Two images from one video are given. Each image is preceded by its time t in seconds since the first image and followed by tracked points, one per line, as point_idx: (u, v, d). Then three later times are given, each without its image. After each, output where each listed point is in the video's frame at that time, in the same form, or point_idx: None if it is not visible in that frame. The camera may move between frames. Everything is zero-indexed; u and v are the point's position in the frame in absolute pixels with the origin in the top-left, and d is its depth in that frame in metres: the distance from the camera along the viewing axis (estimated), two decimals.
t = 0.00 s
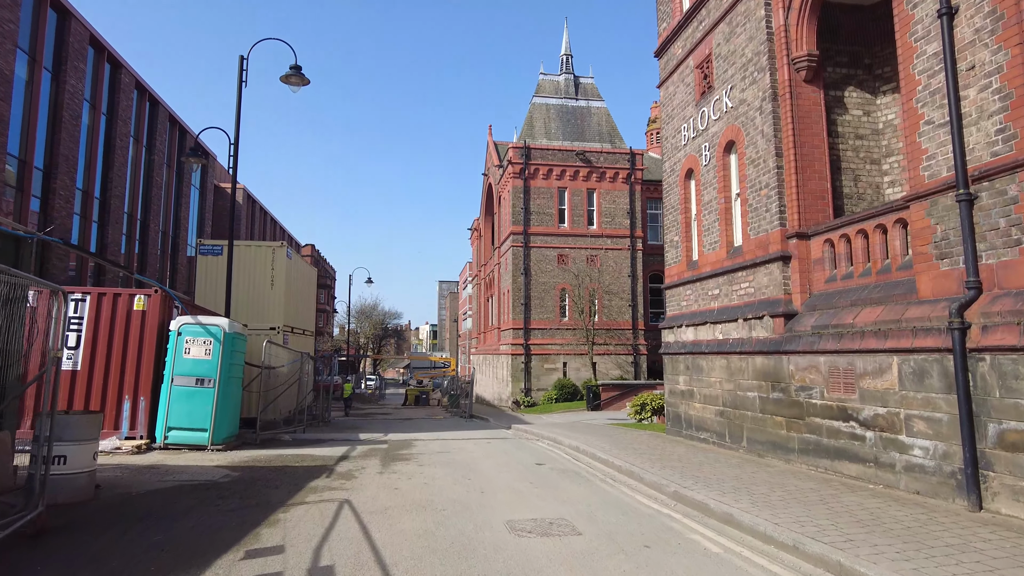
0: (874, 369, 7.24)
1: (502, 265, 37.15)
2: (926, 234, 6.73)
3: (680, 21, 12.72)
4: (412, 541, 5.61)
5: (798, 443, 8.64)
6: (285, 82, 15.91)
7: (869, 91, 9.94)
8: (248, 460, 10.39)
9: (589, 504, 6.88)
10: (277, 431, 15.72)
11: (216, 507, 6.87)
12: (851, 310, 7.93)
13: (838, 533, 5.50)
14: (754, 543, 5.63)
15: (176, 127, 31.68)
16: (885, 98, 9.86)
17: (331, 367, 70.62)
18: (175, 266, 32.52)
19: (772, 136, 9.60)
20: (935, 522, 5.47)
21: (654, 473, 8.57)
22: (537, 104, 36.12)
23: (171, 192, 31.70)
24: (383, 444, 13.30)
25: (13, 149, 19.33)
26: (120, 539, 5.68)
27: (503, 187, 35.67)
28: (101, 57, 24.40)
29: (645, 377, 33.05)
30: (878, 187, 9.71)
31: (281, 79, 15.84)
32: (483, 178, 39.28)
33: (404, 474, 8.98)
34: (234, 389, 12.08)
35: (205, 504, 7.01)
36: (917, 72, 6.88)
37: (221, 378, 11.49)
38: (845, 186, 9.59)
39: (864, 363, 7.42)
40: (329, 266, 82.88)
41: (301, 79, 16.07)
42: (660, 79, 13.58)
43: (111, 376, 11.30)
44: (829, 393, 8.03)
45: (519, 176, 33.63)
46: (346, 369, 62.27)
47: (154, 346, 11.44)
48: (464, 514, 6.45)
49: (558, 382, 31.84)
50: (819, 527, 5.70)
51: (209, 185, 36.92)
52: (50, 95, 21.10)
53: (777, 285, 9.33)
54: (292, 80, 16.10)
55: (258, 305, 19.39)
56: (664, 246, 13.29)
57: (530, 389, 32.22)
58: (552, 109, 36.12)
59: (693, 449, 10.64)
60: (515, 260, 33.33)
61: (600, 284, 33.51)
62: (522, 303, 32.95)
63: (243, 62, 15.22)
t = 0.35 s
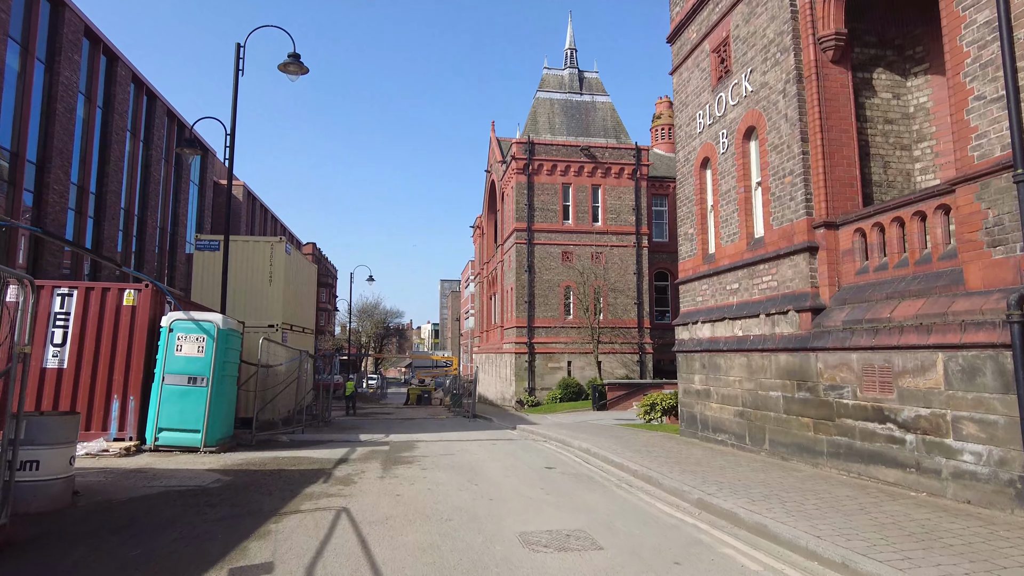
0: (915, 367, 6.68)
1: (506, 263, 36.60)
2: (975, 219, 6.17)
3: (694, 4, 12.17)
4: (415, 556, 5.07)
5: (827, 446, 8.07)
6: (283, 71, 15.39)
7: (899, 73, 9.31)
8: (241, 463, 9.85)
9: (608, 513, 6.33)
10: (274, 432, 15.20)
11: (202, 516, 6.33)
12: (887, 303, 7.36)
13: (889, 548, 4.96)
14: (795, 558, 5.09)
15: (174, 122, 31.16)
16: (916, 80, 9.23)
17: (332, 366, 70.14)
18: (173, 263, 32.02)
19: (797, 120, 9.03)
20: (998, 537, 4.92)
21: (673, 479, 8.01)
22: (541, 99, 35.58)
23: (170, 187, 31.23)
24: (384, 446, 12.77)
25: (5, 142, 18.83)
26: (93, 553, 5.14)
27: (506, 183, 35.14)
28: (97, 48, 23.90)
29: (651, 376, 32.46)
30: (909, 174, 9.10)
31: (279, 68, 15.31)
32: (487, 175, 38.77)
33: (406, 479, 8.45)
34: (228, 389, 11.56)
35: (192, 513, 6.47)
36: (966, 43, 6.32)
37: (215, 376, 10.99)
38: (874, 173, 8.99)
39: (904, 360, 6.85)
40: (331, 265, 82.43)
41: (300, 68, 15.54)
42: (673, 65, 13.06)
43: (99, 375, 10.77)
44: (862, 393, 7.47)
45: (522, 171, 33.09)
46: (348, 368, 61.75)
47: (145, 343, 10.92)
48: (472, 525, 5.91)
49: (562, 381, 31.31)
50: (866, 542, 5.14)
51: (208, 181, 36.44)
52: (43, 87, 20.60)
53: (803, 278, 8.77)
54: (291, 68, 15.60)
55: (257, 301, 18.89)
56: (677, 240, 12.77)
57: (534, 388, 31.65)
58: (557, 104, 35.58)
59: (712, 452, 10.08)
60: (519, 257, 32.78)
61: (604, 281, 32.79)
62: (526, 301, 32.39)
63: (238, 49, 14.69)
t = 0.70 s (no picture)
0: (958, 372, 6.11)
1: (507, 263, 36.06)
2: None
3: None
4: None
5: (855, 457, 7.51)
6: (278, 62, 14.85)
7: (929, 58, 8.74)
8: (231, 471, 9.30)
9: (626, 535, 5.76)
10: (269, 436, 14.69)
11: (181, 535, 5.79)
12: (924, 302, 6.79)
13: None
14: None
15: (171, 119, 30.68)
16: (947, 66, 8.65)
17: (332, 367, 69.65)
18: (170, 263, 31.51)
19: (821, 107, 8.47)
20: None
21: (691, 491, 7.44)
22: (544, 96, 35.03)
23: (167, 186, 30.76)
24: (383, 452, 12.22)
25: None
26: None
27: (509, 182, 34.60)
28: (91, 43, 23.42)
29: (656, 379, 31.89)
30: (940, 165, 8.51)
31: (275, 59, 14.77)
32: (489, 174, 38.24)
33: (404, 490, 7.90)
34: (219, 393, 11.03)
35: (169, 531, 5.91)
36: (1017, 18, 5.84)
37: (204, 380, 10.46)
38: (903, 164, 8.41)
39: (945, 364, 6.28)
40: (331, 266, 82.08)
41: (296, 59, 14.99)
42: (684, 56, 12.55)
43: (82, 378, 10.22)
44: (895, 399, 6.91)
45: (525, 169, 32.55)
46: (348, 369, 61.22)
47: (131, 344, 10.39)
48: (476, 547, 5.36)
49: (566, 382, 30.78)
50: (917, 568, 4.58)
51: (206, 180, 35.96)
52: (34, 81, 20.09)
53: (828, 276, 8.21)
54: (286, 60, 15.02)
55: (252, 302, 18.38)
56: (688, 236, 12.24)
57: (536, 390, 31.11)
58: (560, 101, 35.05)
59: (729, 460, 9.51)
60: (522, 257, 32.24)
61: (605, 281, 32.10)
62: (528, 302, 31.84)
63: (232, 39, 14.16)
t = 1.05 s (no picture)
0: (1014, 372, 5.52)
1: (509, 262, 35.49)
2: None
3: None
4: None
5: (890, 464, 6.92)
6: (273, 51, 14.28)
7: (964, 35, 8.15)
8: (217, 479, 8.71)
9: (648, 554, 5.17)
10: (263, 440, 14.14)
11: (152, 555, 5.18)
12: (971, 295, 6.19)
13: None
14: None
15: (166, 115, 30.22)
16: (984, 43, 8.06)
17: (332, 368, 69.08)
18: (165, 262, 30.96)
19: (849, 87, 7.87)
20: None
21: (714, 502, 6.84)
22: (546, 92, 34.47)
23: (163, 183, 30.29)
24: (381, 457, 11.64)
25: None
26: None
27: (510, 180, 34.05)
28: (82, 37, 22.88)
29: (661, 380, 31.28)
30: (977, 150, 7.92)
31: (268, 48, 14.19)
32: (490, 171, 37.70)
33: (402, 501, 7.30)
34: (208, 395, 10.46)
35: (140, 549, 5.32)
36: None
37: (191, 381, 9.89)
38: (937, 148, 7.81)
39: (999, 363, 5.69)
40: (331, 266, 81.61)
41: (291, 48, 14.42)
42: (696, 41, 12.00)
43: (61, 380, 9.63)
44: (939, 402, 6.32)
45: (527, 166, 31.99)
46: (348, 370, 60.65)
47: (114, 344, 9.80)
48: (481, 570, 4.77)
49: (569, 384, 30.21)
50: None
51: (204, 178, 35.44)
52: (22, 74, 19.54)
53: (859, 268, 7.62)
54: (281, 49, 14.45)
55: (247, 301, 17.85)
56: (701, 230, 11.70)
57: (539, 391, 30.54)
58: (562, 97, 34.49)
59: (749, 467, 8.92)
60: (523, 256, 31.66)
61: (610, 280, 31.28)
62: (531, 301, 31.26)
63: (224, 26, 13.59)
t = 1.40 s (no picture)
0: None
1: (515, 259, 34.95)
2: None
3: None
4: None
5: (938, 469, 6.35)
6: (273, 37, 13.78)
7: (1012, 7, 7.56)
8: (211, 483, 8.19)
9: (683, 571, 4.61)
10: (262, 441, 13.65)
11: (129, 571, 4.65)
12: None
13: None
14: None
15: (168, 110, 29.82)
16: None
17: (336, 367, 68.64)
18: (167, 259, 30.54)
19: (888, 63, 7.27)
20: None
21: (748, 511, 6.26)
22: (553, 87, 33.93)
23: (164, 179, 29.87)
24: (384, 458, 11.13)
25: None
26: None
27: (516, 176, 33.52)
28: (81, 28, 22.45)
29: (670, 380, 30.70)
30: None
31: (268, 34, 13.68)
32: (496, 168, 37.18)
33: (407, 508, 6.76)
34: (203, 393, 9.95)
35: (116, 564, 4.78)
36: None
37: (184, 379, 9.38)
38: (985, 128, 7.24)
39: None
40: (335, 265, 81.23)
41: (292, 34, 13.90)
42: (714, 23, 11.46)
43: (47, 377, 9.12)
44: (997, 402, 5.76)
45: (533, 162, 31.45)
46: (352, 370, 60.21)
47: (103, 339, 9.29)
48: None
49: (576, 384, 29.69)
50: None
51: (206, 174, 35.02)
52: (19, 65, 19.09)
53: (901, 258, 7.04)
54: (281, 35, 13.94)
55: (247, 297, 17.38)
56: (721, 221, 11.20)
57: (546, 391, 30.02)
58: (569, 92, 33.95)
59: (778, 471, 8.35)
60: (530, 253, 31.12)
61: (617, 278, 30.94)
62: (537, 299, 30.71)
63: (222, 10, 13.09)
